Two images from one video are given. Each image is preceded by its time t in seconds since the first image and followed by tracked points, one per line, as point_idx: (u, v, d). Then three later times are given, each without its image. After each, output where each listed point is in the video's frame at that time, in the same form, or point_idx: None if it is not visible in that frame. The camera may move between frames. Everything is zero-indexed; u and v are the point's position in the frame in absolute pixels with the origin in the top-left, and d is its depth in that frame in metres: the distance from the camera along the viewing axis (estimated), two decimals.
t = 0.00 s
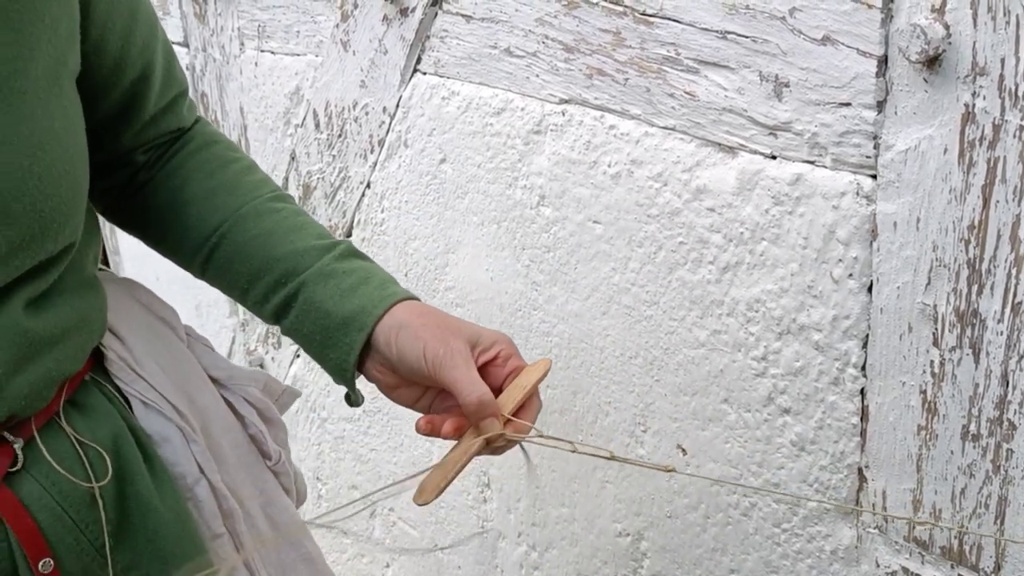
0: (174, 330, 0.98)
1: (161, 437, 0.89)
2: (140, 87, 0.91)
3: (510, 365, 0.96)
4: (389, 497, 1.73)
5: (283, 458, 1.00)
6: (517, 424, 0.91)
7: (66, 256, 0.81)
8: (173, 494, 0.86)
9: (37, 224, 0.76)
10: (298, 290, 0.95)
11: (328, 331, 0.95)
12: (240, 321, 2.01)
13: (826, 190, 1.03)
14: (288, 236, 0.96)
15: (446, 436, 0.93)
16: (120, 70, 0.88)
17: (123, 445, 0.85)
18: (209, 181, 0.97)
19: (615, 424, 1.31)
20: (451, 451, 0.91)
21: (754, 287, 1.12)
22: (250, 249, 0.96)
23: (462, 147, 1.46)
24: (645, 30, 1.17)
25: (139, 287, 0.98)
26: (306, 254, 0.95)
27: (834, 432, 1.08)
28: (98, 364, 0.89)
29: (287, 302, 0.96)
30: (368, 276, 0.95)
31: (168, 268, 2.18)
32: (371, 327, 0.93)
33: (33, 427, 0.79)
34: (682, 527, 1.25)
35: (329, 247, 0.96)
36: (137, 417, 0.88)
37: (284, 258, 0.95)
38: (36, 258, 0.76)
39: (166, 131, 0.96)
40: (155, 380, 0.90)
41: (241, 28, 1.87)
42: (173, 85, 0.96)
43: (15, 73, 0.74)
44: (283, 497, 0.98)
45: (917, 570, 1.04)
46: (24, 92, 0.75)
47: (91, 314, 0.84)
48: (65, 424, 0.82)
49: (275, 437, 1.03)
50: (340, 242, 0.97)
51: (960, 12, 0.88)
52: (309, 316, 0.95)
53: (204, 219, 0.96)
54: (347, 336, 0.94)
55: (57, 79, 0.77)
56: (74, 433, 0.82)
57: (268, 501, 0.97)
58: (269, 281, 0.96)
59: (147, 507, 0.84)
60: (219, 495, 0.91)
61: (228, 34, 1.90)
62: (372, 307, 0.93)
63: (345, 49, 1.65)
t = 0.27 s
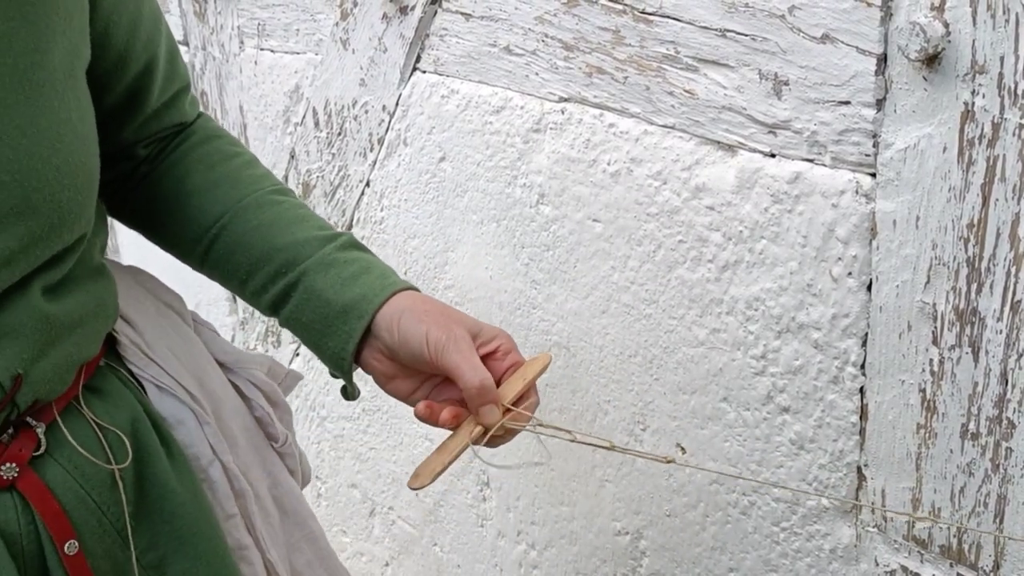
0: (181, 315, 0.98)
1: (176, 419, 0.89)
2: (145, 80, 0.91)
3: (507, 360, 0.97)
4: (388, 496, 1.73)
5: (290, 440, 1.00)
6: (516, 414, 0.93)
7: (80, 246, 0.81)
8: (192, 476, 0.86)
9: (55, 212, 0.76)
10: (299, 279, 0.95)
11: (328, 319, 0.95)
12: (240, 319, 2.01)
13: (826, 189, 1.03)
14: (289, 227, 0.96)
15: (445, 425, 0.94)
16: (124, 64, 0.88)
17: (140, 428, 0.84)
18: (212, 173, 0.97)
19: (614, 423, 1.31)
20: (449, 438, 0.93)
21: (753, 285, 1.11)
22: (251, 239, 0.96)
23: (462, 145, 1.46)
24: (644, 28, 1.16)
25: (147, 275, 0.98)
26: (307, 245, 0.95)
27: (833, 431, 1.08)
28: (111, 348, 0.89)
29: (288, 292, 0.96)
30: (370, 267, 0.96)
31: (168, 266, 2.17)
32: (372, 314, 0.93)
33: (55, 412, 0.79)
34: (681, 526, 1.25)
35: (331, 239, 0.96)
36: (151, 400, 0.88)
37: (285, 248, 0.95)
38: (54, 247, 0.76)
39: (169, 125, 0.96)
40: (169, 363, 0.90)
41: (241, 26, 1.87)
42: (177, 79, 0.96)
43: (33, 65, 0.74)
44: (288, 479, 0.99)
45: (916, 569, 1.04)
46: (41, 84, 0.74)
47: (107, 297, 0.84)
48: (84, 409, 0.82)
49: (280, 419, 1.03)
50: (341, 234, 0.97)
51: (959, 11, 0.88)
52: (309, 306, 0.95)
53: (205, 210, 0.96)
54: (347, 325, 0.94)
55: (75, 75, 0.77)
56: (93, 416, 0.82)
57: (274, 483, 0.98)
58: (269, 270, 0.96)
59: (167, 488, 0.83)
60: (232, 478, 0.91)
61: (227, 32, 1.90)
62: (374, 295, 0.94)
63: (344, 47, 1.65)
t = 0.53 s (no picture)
0: (187, 305, 1.00)
1: (185, 408, 0.90)
2: (143, 62, 0.91)
3: (501, 350, 0.98)
4: (388, 496, 1.73)
5: (296, 428, 1.01)
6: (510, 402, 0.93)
7: (88, 233, 0.83)
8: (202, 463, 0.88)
9: (63, 202, 0.78)
10: (293, 263, 0.95)
11: (322, 303, 0.95)
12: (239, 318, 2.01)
13: (826, 188, 1.03)
14: (285, 211, 0.96)
15: (437, 411, 0.94)
16: (122, 47, 0.87)
17: (151, 419, 0.86)
18: (208, 157, 0.97)
19: (614, 423, 1.31)
20: (443, 424, 0.93)
21: (753, 285, 1.11)
22: (246, 223, 0.96)
23: (461, 145, 1.46)
24: (644, 27, 1.16)
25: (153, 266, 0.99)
26: (302, 228, 0.95)
27: (833, 430, 1.07)
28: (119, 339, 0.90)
29: (282, 276, 0.96)
30: (365, 251, 0.96)
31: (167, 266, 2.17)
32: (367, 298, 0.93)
33: (68, 404, 0.81)
34: (681, 526, 1.25)
35: (327, 223, 0.97)
36: (161, 389, 0.90)
37: (280, 233, 0.95)
38: (62, 237, 0.78)
39: (165, 111, 0.96)
40: (178, 353, 0.92)
41: (241, 25, 1.87)
42: (173, 63, 0.96)
43: (37, 58, 0.76)
44: (293, 467, 1.00)
45: (915, 569, 1.04)
46: (46, 75, 0.76)
47: (114, 288, 0.86)
48: (96, 402, 0.84)
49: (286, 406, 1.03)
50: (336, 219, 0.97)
51: (959, 9, 0.88)
52: (302, 290, 0.95)
53: (200, 194, 0.96)
54: (340, 309, 0.94)
55: (76, 64, 0.79)
56: (105, 408, 0.84)
57: (280, 471, 0.99)
58: (264, 254, 0.96)
59: (179, 476, 0.84)
60: (241, 465, 0.92)
61: (227, 31, 1.90)
62: (368, 280, 0.94)
63: (344, 46, 1.65)
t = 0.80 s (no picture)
0: (191, 293, 1.02)
1: (197, 393, 0.94)
2: (138, 53, 0.90)
3: (500, 345, 0.97)
4: (388, 496, 1.73)
5: (299, 412, 1.06)
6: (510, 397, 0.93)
7: (99, 222, 0.85)
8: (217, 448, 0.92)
9: (83, 184, 0.80)
10: (289, 258, 0.95)
11: (317, 299, 0.95)
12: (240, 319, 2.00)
13: (827, 189, 1.03)
14: (281, 206, 0.96)
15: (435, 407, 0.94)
16: (116, 24, 0.86)
17: (168, 404, 0.89)
18: (203, 151, 0.97)
19: (615, 424, 1.31)
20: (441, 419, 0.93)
21: (754, 285, 1.11)
22: (241, 218, 0.96)
23: (462, 145, 1.45)
24: (646, 27, 1.16)
25: (158, 257, 1.02)
26: (298, 223, 0.95)
27: (835, 432, 1.07)
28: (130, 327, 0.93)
29: (278, 271, 0.96)
30: (362, 246, 0.96)
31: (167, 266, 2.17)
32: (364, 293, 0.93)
33: (90, 395, 0.84)
34: (682, 527, 1.25)
35: (323, 217, 0.97)
36: (174, 376, 0.93)
37: (275, 228, 0.95)
38: (81, 219, 0.81)
39: (160, 103, 0.96)
40: (189, 340, 0.95)
41: (241, 26, 1.87)
42: (166, 54, 0.95)
43: (54, 44, 0.77)
44: (296, 450, 1.04)
45: (917, 570, 1.04)
46: (64, 60, 0.78)
47: (128, 280, 0.89)
48: (116, 391, 0.86)
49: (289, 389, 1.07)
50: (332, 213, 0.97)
51: (962, 10, 0.88)
52: (297, 286, 0.95)
53: (195, 188, 0.96)
54: (336, 304, 0.94)
55: (85, 50, 0.81)
56: (125, 397, 0.86)
57: (284, 455, 1.03)
58: (260, 249, 0.96)
59: (197, 461, 0.88)
60: (251, 448, 0.96)
61: (227, 31, 1.90)
62: (364, 275, 0.94)
63: (344, 47, 1.65)
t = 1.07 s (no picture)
0: (188, 293, 1.02)
1: (198, 393, 0.94)
2: (139, 59, 0.90)
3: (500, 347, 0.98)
4: (388, 497, 1.73)
5: (295, 411, 1.06)
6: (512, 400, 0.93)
7: (101, 228, 0.85)
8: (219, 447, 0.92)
9: (89, 193, 0.80)
10: (289, 263, 0.95)
11: (318, 304, 0.95)
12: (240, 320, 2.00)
13: (828, 190, 1.03)
14: (281, 211, 0.96)
15: (438, 412, 0.94)
16: (121, 27, 0.87)
17: (173, 403, 0.89)
18: (202, 156, 0.97)
19: (615, 426, 1.31)
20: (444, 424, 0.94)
21: (754, 287, 1.11)
22: (241, 224, 0.95)
23: (462, 146, 1.45)
24: (646, 29, 1.16)
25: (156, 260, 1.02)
26: (298, 228, 0.95)
27: (835, 433, 1.07)
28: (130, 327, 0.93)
29: (278, 276, 0.96)
30: (362, 250, 0.96)
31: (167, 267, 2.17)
32: (364, 298, 0.93)
33: (95, 395, 0.84)
34: (682, 529, 1.25)
35: (323, 222, 0.96)
36: (176, 376, 0.93)
37: (276, 233, 0.95)
38: (87, 227, 0.81)
39: (159, 109, 0.95)
40: (189, 340, 0.95)
41: (241, 27, 1.87)
42: (166, 59, 0.95)
43: (61, 52, 0.77)
44: (293, 450, 1.04)
45: (917, 572, 1.04)
46: (71, 68, 0.78)
47: (130, 281, 0.89)
48: (121, 391, 0.86)
49: (285, 389, 1.07)
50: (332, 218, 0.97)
51: (962, 12, 0.87)
52: (297, 291, 0.95)
53: (195, 193, 0.96)
54: (338, 309, 0.94)
55: (91, 56, 0.81)
56: (129, 397, 0.86)
57: (280, 453, 1.03)
58: (260, 255, 0.96)
59: (201, 460, 0.88)
60: (250, 447, 0.96)
61: (228, 32, 1.90)
62: (366, 279, 0.94)
63: (344, 48, 1.65)
